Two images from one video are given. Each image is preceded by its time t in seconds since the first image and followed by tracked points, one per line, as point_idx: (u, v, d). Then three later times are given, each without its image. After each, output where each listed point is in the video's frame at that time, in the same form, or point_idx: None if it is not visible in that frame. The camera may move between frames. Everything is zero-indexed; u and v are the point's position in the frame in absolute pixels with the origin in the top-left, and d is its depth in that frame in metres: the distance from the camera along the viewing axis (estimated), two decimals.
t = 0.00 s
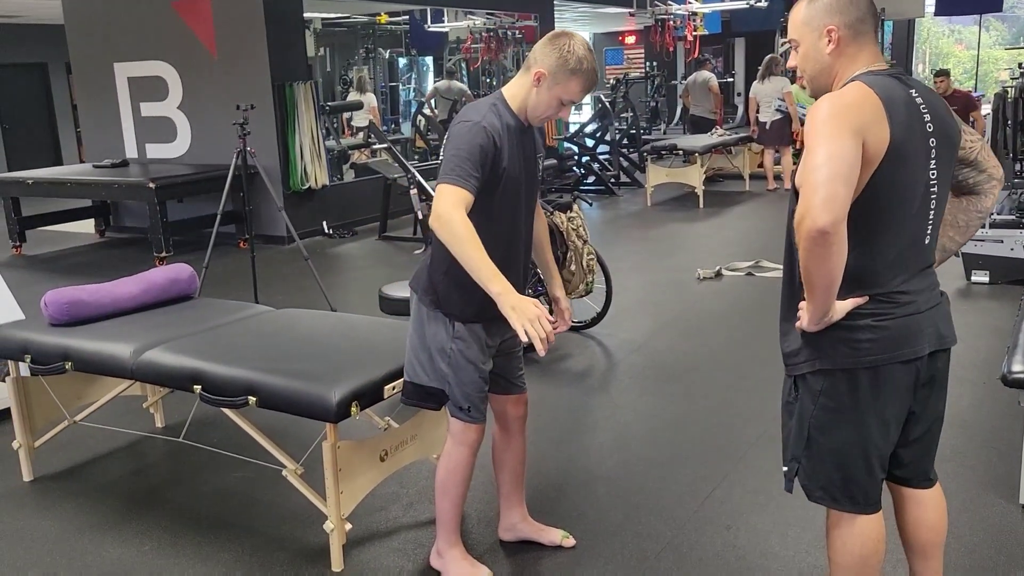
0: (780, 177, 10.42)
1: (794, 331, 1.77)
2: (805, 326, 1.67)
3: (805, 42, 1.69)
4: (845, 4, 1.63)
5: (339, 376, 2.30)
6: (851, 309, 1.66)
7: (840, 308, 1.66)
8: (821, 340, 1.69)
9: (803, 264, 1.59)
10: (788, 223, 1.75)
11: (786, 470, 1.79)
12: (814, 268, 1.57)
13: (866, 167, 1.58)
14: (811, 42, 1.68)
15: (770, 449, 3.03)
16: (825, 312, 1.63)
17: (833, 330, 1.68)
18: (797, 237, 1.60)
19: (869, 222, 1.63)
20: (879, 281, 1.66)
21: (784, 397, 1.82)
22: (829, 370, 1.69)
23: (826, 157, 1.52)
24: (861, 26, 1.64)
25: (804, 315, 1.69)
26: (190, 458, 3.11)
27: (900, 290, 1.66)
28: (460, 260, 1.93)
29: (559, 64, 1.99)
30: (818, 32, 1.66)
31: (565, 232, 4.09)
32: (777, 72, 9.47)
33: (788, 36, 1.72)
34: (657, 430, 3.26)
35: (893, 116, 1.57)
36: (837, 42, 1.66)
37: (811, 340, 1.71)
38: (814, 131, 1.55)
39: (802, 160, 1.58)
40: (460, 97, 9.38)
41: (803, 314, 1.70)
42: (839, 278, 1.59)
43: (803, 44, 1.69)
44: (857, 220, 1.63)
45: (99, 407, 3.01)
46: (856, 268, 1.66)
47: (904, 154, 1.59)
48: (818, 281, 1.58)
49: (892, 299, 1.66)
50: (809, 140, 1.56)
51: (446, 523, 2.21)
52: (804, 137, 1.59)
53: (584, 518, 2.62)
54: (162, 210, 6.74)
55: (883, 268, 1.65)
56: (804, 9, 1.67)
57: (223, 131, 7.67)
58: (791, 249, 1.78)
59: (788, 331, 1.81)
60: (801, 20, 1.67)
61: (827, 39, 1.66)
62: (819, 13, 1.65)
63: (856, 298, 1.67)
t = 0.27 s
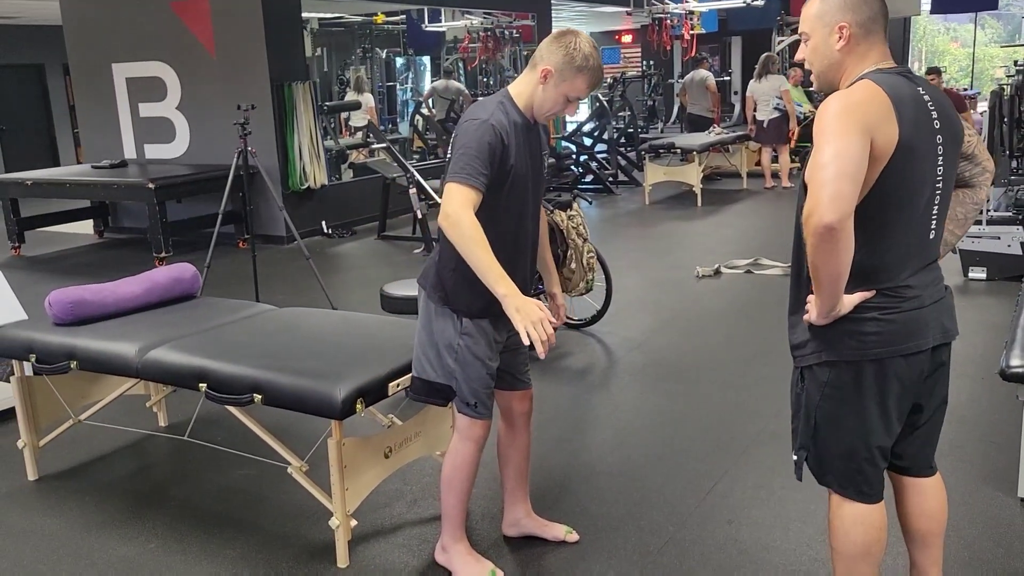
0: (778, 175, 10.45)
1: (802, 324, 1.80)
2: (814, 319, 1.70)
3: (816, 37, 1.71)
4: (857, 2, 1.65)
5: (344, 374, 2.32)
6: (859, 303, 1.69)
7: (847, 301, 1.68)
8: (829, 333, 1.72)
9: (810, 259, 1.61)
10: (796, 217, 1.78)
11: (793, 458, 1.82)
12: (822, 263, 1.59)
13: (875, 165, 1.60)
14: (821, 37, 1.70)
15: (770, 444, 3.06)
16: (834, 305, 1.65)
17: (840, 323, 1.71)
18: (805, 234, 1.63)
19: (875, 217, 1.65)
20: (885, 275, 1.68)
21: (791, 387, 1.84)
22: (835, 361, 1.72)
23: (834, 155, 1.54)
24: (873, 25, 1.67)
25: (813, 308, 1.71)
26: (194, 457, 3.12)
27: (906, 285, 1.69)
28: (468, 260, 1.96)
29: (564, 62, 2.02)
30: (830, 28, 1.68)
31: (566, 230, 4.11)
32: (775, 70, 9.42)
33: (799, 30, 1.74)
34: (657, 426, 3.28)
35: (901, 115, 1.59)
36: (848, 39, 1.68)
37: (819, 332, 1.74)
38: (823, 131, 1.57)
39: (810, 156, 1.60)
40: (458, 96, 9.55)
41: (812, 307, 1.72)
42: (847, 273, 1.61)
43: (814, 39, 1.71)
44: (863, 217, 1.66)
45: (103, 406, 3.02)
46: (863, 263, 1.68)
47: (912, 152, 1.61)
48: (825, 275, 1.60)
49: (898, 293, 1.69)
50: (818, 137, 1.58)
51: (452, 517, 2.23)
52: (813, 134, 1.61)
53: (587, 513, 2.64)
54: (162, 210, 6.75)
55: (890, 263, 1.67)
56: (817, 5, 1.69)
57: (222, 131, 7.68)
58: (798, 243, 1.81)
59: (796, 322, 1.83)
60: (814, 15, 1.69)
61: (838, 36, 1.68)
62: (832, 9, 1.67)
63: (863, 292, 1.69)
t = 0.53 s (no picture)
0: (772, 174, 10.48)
1: (803, 320, 1.82)
2: (818, 315, 1.73)
3: (818, 35, 1.72)
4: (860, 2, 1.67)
5: (345, 372, 2.33)
6: (862, 299, 1.71)
7: (852, 298, 1.70)
8: (832, 328, 1.74)
9: (821, 257, 1.63)
10: (801, 214, 1.80)
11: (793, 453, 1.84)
12: (831, 260, 1.61)
13: (881, 163, 1.62)
14: (824, 35, 1.72)
15: (767, 441, 3.08)
16: (841, 301, 1.67)
17: (842, 320, 1.73)
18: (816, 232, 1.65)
19: (878, 215, 1.68)
20: (886, 272, 1.70)
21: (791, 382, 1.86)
22: (835, 356, 1.74)
23: (844, 155, 1.56)
24: (875, 24, 1.69)
25: (817, 305, 1.73)
26: (194, 456, 3.13)
27: (906, 281, 1.72)
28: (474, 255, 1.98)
29: (564, 59, 2.04)
30: (833, 27, 1.70)
31: (563, 229, 4.11)
32: (769, 70, 9.45)
33: (801, 28, 1.76)
34: (655, 424, 3.30)
35: (906, 114, 1.61)
36: (851, 38, 1.70)
37: (820, 327, 1.76)
38: (831, 131, 1.59)
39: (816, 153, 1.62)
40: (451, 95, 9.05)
41: (815, 303, 1.74)
42: (857, 270, 1.63)
43: (817, 37, 1.73)
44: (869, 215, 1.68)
45: (102, 406, 3.03)
46: (868, 260, 1.70)
47: (915, 152, 1.64)
48: (835, 273, 1.62)
49: (899, 289, 1.71)
50: (825, 135, 1.60)
51: (453, 513, 2.25)
52: (821, 133, 1.63)
53: (586, 509, 2.66)
54: (157, 211, 6.74)
55: (893, 260, 1.70)
56: (820, 3, 1.71)
57: (217, 132, 7.67)
58: (800, 241, 1.83)
59: (796, 319, 1.85)
60: (817, 13, 1.71)
61: (841, 34, 1.70)
62: (835, 8, 1.68)
63: (866, 289, 1.71)
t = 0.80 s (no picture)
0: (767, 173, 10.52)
1: (800, 318, 1.84)
2: (814, 314, 1.74)
3: (818, 34, 1.74)
4: (860, 2, 1.68)
5: (344, 371, 2.34)
6: (858, 297, 1.73)
7: (848, 296, 1.72)
8: (828, 327, 1.75)
9: (820, 255, 1.65)
10: (799, 213, 1.82)
11: (789, 450, 1.85)
12: (831, 258, 1.63)
13: (881, 164, 1.64)
14: (824, 35, 1.73)
15: (762, 439, 3.10)
16: (838, 299, 1.69)
17: (839, 318, 1.74)
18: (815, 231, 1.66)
19: (876, 215, 1.69)
20: (883, 271, 1.72)
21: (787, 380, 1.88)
22: (831, 355, 1.75)
23: (845, 154, 1.57)
24: (874, 25, 1.70)
25: (813, 303, 1.75)
26: (192, 456, 3.14)
27: (902, 280, 1.74)
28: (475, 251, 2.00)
29: (563, 57, 2.06)
30: (832, 27, 1.71)
31: (559, 229, 4.12)
32: (762, 70, 9.47)
33: (802, 28, 1.77)
34: (650, 422, 3.32)
35: (906, 114, 1.63)
36: (850, 38, 1.71)
37: (816, 325, 1.78)
38: (831, 130, 1.60)
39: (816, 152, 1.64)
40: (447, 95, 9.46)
41: (812, 302, 1.76)
42: (854, 269, 1.65)
43: (816, 37, 1.74)
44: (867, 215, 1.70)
45: (99, 407, 3.03)
46: (864, 259, 1.72)
47: (914, 152, 1.66)
48: (834, 271, 1.64)
49: (896, 288, 1.73)
50: (826, 134, 1.61)
51: (452, 511, 2.27)
52: (821, 133, 1.64)
53: (583, 507, 2.68)
54: (152, 211, 6.74)
55: (890, 259, 1.72)
56: (819, 3, 1.72)
57: (212, 132, 7.67)
58: (798, 239, 1.85)
59: (792, 317, 1.87)
60: (816, 13, 1.73)
61: (840, 34, 1.71)
62: (835, 8, 1.70)
63: (862, 287, 1.73)
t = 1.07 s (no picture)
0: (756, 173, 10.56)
1: (791, 317, 1.86)
2: (805, 313, 1.76)
3: (808, 36, 1.76)
4: (850, 4, 1.71)
5: (337, 370, 2.35)
6: (849, 296, 1.75)
7: (839, 296, 1.75)
8: (820, 326, 1.77)
9: (810, 255, 1.67)
10: (790, 213, 1.84)
11: (782, 448, 1.87)
12: (822, 258, 1.65)
13: (871, 164, 1.66)
14: (814, 37, 1.75)
15: (753, 437, 3.13)
16: (829, 298, 1.71)
17: (830, 317, 1.77)
18: (806, 231, 1.68)
19: (867, 216, 1.71)
20: (873, 271, 1.75)
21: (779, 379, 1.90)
22: (822, 353, 1.78)
23: (836, 154, 1.59)
24: (863, 26, 1.73)
25: (805, 302, 1.77)
26: (184, 455, 3.14)
27: (892, 280, 1.76)
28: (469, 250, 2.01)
29: (557, 58, 2.09)
30: (822, 29, 1.73)
31: (551, 228, 4.13)
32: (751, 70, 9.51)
33: (792, 30, 1.80)
34: (641, 421, 3.34)
35: (895, 115, 1.66)
36: (840, 40, 1.74)
37: (807, 324, 1.80)
38: (822, 131, 1.62)
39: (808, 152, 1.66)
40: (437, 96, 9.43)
41: (802, 301, 1.78)
42: (844, 269, 1.67)
43: (807, 39, 1.76)
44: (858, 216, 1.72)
45: (91, 406, 3.03)
46: (855, 258, 1.74)
47: (904, 153, 1.68)
48: (825, 271, 1.66)
49: (886, 287, 1.76)
50: (817, 135, 1.63)
51: (445, 509, 2.28)
52: (812, 134, 1.67)
53: (576, 505, 2.69)
54: (142, 211, 6.71)
55: (880, 259, 1.74)
56: (809, 5, 1.75)
57: (202, 131, 7.65)
58: (789, 239, 1.87)
59: (784, 316, 1.89)
60: (807, 16, 1.75)
61: (830, 36, 1.74)
62: (824, 10, 1.72)
63: (853, 286, 1.75)
